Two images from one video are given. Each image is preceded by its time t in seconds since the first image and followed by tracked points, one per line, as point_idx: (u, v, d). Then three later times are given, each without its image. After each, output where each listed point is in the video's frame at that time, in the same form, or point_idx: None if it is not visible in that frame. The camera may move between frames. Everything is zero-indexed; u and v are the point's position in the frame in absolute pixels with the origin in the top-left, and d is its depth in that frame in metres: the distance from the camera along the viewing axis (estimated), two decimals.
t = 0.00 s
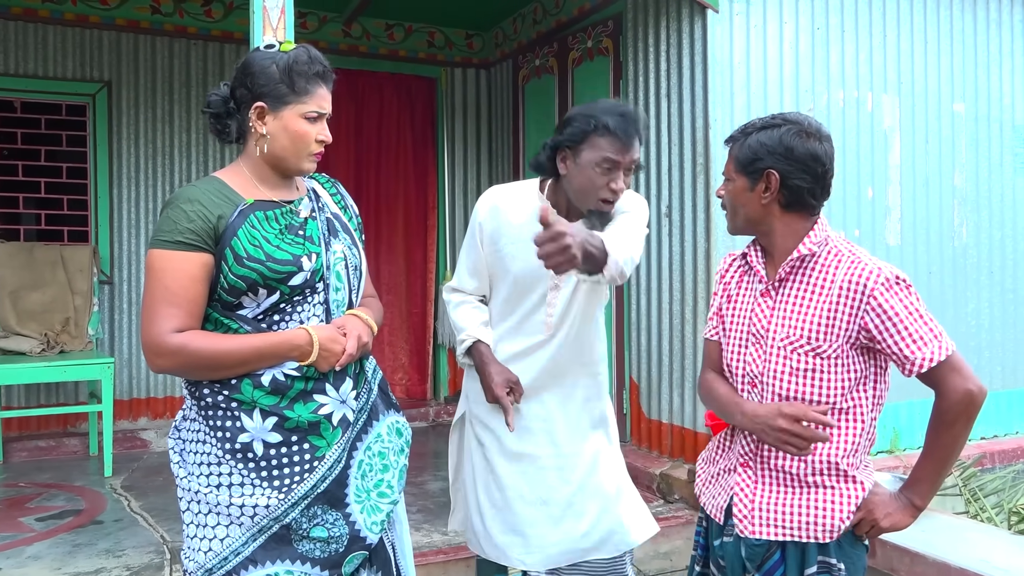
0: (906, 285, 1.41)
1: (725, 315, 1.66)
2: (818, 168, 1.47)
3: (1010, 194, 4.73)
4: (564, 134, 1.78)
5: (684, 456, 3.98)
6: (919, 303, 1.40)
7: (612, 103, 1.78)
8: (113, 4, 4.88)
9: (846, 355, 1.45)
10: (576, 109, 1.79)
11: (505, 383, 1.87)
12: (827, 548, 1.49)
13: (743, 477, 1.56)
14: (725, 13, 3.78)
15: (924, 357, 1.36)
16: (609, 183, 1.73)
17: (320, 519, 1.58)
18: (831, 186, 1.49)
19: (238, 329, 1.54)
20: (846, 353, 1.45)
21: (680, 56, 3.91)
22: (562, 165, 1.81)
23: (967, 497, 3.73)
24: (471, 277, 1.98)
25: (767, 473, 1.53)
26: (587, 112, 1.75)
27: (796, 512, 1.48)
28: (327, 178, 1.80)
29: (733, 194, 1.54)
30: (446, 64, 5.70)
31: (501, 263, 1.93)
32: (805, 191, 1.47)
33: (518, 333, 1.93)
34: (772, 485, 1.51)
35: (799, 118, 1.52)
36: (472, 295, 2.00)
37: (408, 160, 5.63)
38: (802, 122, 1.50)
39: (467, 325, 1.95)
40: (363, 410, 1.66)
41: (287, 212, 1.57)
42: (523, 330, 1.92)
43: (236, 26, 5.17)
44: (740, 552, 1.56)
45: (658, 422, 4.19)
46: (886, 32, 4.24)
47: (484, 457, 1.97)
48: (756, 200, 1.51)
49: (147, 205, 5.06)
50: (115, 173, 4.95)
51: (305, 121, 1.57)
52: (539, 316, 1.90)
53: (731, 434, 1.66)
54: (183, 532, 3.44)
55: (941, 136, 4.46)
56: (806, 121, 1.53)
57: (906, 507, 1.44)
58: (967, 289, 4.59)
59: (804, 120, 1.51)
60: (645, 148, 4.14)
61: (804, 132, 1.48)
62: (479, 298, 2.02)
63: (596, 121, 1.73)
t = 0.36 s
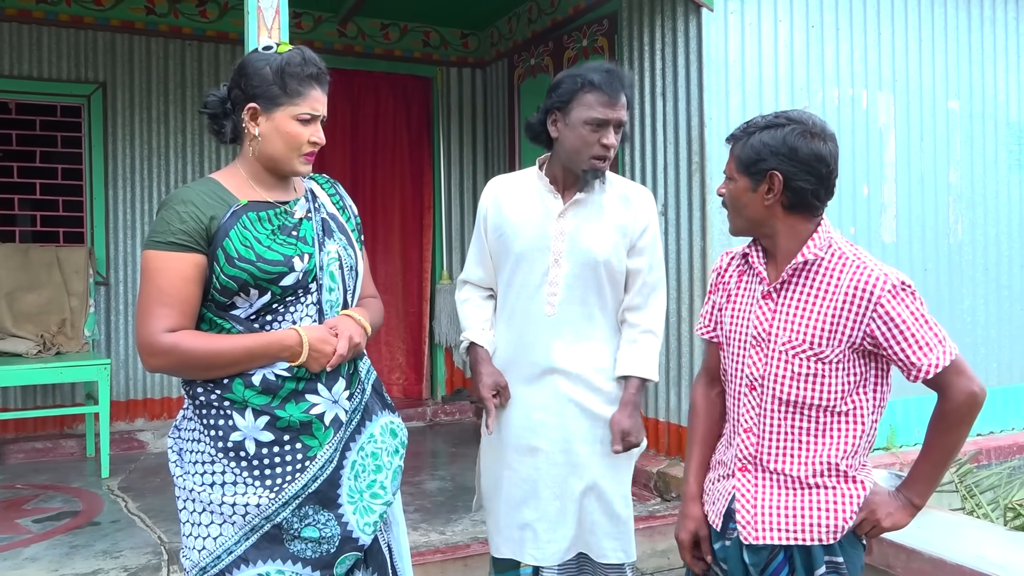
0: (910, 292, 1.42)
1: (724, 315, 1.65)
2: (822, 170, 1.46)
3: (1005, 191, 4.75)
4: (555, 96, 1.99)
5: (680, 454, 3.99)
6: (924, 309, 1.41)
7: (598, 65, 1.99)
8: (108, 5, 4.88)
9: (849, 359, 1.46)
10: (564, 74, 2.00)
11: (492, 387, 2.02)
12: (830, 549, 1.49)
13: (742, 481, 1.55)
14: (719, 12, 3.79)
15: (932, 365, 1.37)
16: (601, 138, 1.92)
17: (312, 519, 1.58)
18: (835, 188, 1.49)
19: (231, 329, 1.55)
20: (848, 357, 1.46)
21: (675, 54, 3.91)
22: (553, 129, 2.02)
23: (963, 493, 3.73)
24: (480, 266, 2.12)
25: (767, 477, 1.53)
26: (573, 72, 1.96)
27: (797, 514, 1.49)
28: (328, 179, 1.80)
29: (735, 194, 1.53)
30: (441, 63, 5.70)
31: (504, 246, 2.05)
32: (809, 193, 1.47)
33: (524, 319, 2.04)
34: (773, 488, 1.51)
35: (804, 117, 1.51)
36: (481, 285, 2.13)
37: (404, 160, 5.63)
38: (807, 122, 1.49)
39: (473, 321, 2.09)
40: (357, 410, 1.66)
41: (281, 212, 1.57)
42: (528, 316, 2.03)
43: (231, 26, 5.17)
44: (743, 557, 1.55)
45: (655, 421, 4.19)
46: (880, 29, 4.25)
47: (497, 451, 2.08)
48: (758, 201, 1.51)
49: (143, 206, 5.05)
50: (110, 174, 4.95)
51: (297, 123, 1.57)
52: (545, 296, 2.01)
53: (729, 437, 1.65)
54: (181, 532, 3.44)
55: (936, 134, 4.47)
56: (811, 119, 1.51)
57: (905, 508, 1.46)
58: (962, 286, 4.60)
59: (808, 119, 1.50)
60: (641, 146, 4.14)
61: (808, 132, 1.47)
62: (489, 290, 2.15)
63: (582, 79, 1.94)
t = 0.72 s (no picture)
0: (891, 299, 1.33)
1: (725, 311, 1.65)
2: (804, 172, 1.41)
3: (1002, 189, 4.75)
4: (568, 95, 2.01)
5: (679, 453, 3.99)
6: (903, 317, 1.31)
7: (608, 62, 2.00)
8: (104, 6, 4.88)
9: (825, 364, 1.39)
10: (576, 73, 2.02)
11: (491, 395, 2.08)
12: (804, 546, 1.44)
13: (727, 473, 1.55)
14: (716, 11, 3.79)
15: (902, 375, 1.28)
16: (613, 139, 1.94)
17: (308, 519, 1.58)
18: (822, 189, 1.43)
19: (229, 327, 1.55)
20: (824, 361, 1.39)
21: (672, 54, 3.91)
22: (567, 128, 2.04)
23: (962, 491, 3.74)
24: (497, 266, 2.16)
25: (748, 472, 1.51)
26: (585, 71, 1.98)
27: (769, 512, 1.44)
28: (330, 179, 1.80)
29: (724, 194, 1.51)
30: (438, 63, 5.70)
31: (519, 243, 2.07)
32: (792, 195, 1.43)
33: (539, 314, 2.04)
34: (750, 484, 1.49)
35: (789, 116, 1.46)
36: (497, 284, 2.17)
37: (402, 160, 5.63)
38: (790, 122, 1.44)
39: (484, 324, 2.14)
40: (354, 410, 1.66)
41: (281, 212, 1.57)
42: (542, 311, 2.04)
43: (228, 26, 5.17)
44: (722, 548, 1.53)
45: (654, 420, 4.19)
46: (877, 28, 4.26)
47: (508, 452, 2.09)
48: (744, 202, 1.48)
49: (140, 207, 5.05)
50: (107, 175, 4.94)
51: (299, 124, 1.57)
52: (559, 291, 2.02)
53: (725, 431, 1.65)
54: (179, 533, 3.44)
55: (932, 132, 4.48)
56: (800, 119, 1.45)
57: (888, 520, 1.38)
58: (960, 284, 4.60)
59: (793, 120, 1.44)
60: (638, 145, 4.14)
61: (791, 134, 1.42)
62: (505, 293, 2.19)
63: (595, 78, 1.96)
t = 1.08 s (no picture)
0: (874, 298, 1.31)
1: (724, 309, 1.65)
2: (779, 167, 1.41)
3: (1000, 189, 4.76)
4: (574, 96, 2.01)
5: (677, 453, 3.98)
6: (885, 316, 1.29)
7: (614, 63, 2.00)
8: (102, 4, 4.88)
9: (811, 362, 1.38)
10: (581, 73, 2.02)
11: (499, 389, 2.12)
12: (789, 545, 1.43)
13: (725, 469, 1.56)
14: (715, 10, 3.79)
15: (879, 374, 1.27)
16: (619, 140, 1.94)
17: (305, 517, 1.58)
18: (801, 181, 1.42)
19: (229, 324, 1.55)
20: (810, 360, 1.38)
21: (670, 53, 3.91)
22: (574, 129, 2.05)
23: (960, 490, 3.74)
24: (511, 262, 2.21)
25: (741, 469, 1.51)
26: (590, 72, 1.97)
27: (757, 510, 1.44)
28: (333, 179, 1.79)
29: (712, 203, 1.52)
30: (437, 62, 5.70)
31: (529, 240, 2.11)
32: (772, 192, 1.42)
33: (547, 311, 2.06)
34: (742, 481, 1.49)
35: (753, 119, 1.48)
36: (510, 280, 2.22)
37: (400, 159, 5.62)
38: (755, 124, 1.45)
39: (498, 321, 2.20)
40: (352, 408, 1.65)
41: (283, 209, 1.57)
42: (550, 309, 2.06)
43: (226, 25, 5.17)
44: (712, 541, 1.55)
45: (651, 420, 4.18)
46: (876, 28, 4.25)
47: (517, 450, 2.12)
48: (729, 206, 1.48)
49: (138, 206, 5.04)
50: (105, 174, 4.94)
51: (303, 125, 1.57)
52: (566, 288, 2.03)
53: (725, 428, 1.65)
54: (177, 532, 3.44)
55: (931, 132, 4.48)
56: (762, 118, 1.47)
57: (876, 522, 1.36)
58: (958, 284, 4.61)
59: (757, 121, 1.46)
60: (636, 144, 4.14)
61: (757, 134, 1.44)
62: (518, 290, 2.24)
63: (600, 80, 1.96)
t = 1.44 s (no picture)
0: (874, 296, 1.31)
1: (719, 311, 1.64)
2: (776, 167, 1.41)
3: (999, 191, 4.76)
4: (581, 98, 2.01)
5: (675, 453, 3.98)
6: (885, 314, 1.30)
7: (620, 64, 2.00)
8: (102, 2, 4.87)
9: (811, 361, 1.38)
10: (588, 75, 2.02)
11: (507, 388, 2.13)
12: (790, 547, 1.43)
13: (722, 471, 1.55)
14: (715, 11, 3.79)
15: (881, 371, 1.27)
16: (626, 141, 1.93)
17: (300, 517, 1.57)
18: (798, 181, 1.42)
19: (229, 322, 1.55)
20: (810, 359, 1.38)
21: (670, 54, 3.90)
22: (581, 130, 2.06)
23: (957, 492, 3.74)
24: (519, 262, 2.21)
25: (740, 471, 1.51)
26: (596, 74, 1.98)
27: (757, 511, 1.44)
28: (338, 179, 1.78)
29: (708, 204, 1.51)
30: (437, 61, 5.70)
31: (539, 240, 2.12)
32: (768, 192, 1.42)
33: (557, 311, 2.07)
34: (741, 483, 1.49)
35: (748, 121, 1.48)
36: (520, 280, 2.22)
37: (400, 159, 5.62)
38: (751, 126, 1.46)
39: (507, 321, 2.20)
40: (350, 408, 1.65)
41: (286, 207, 1.57)
42: (559, 310, 2.06)
43: (226, 24, 5.16)
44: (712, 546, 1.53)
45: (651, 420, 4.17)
46: (875, 30, 4.26)
47: (526, 449, 2.13)
48: (725, 206, 1.48)
49: (137, 204, 5.04)
50: (104, 172, 4.93)
51: (309, 125, 1.56)
52: (574, 289, 2.03)
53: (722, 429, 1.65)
54: (174, 531, 3.44)
55: (930, 134, 4.48)
56: (759, 120, 1.48)
57: (876, 521, 1.36)
58: (957, 286, 4.61)
59: (752, 123, 1.47)
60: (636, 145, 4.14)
61: (753, 135, 1.44)
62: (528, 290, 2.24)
63: (606, 81, 1.96)
